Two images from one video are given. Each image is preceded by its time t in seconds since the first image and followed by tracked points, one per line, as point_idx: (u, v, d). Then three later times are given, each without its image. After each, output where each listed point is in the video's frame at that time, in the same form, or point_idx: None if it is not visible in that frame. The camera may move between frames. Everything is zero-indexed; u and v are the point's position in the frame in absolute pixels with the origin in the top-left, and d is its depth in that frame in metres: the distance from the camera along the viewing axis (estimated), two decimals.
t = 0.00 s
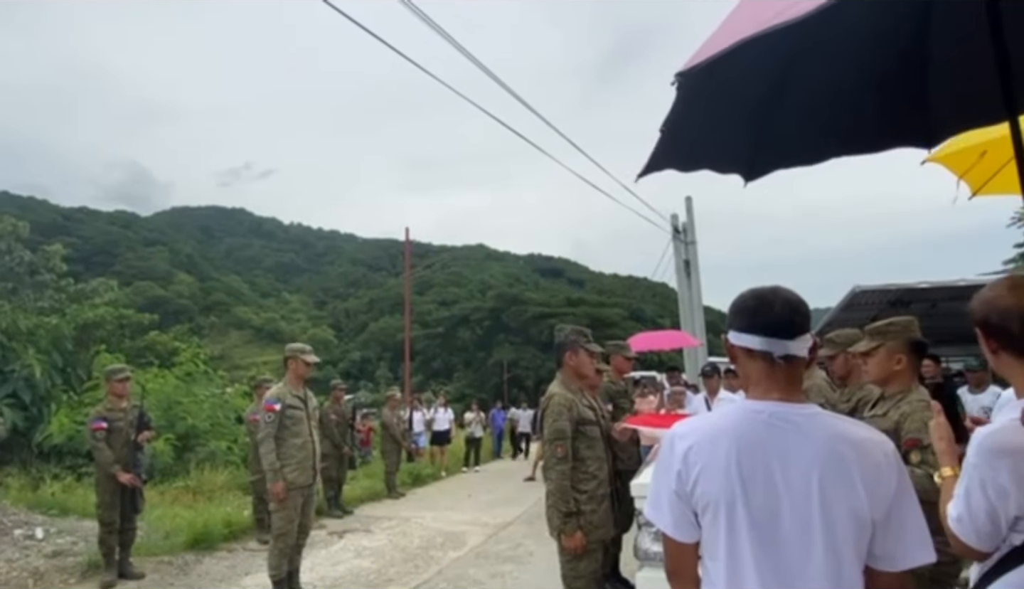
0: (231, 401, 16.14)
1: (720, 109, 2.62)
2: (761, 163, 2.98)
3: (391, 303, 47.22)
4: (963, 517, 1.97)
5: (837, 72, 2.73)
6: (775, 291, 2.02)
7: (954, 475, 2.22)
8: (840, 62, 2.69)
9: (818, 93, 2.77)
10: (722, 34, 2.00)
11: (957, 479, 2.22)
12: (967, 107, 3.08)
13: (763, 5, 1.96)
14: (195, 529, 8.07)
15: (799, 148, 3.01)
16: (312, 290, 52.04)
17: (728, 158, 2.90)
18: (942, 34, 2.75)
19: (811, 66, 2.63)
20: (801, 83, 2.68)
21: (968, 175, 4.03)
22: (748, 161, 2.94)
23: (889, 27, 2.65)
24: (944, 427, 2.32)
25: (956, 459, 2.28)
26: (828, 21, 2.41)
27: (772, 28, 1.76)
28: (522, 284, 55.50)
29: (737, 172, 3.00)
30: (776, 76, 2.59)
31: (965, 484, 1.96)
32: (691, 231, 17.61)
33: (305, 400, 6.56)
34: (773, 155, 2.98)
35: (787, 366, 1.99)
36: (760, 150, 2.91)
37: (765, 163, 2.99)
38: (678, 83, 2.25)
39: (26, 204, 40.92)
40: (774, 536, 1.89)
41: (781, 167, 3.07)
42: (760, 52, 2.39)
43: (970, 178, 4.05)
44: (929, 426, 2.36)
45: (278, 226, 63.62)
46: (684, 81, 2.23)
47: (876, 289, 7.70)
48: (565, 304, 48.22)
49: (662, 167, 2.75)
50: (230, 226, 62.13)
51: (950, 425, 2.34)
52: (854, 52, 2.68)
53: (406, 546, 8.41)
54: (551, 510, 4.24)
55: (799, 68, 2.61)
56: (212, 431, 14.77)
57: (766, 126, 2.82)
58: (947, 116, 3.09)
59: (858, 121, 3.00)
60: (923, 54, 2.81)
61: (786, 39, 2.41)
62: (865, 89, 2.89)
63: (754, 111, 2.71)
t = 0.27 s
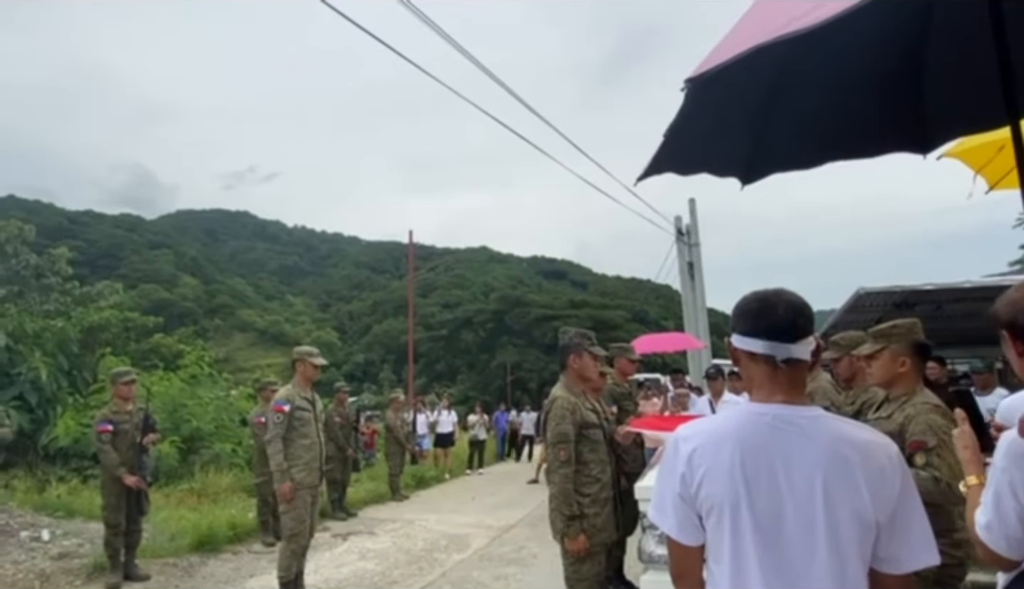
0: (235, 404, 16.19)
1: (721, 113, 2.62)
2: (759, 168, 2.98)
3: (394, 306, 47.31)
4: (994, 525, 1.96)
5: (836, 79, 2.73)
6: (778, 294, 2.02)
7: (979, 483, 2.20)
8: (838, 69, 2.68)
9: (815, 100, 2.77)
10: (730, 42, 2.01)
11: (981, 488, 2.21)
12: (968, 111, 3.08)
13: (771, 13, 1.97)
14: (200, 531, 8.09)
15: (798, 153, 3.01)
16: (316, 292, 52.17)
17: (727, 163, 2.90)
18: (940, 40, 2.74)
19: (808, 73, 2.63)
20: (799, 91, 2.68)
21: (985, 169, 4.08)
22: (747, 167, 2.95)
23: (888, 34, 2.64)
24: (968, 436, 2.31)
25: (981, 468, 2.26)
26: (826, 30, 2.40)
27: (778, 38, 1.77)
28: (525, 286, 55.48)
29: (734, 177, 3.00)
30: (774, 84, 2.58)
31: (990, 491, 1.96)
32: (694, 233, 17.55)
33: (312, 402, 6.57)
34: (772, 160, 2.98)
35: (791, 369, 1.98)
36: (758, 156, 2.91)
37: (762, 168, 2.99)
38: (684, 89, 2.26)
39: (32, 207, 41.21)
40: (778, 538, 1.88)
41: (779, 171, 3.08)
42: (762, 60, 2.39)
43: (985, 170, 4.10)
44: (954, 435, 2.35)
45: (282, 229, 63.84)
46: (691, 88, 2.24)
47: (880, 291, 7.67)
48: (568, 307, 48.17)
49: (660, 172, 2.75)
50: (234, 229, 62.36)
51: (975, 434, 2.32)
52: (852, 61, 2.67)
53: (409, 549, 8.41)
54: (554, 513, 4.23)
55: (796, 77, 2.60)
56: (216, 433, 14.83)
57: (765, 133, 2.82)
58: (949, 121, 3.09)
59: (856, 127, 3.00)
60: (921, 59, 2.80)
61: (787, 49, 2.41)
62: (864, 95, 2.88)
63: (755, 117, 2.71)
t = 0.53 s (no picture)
0: (242, 406, 16.27)
1: (718, 129, 2.62)
2: (763, 176, 3.00)
3: (400, 308, 47.41)
4: (1008, 531, 1.95)
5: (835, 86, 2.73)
6: (784, 296, 2.01)
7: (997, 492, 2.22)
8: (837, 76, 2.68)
9: (815, 107, 2.77)
10: (718, 67, 1.98)
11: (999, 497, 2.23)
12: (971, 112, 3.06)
13: (760, 34, 1.94)
14: (209, 532, 8.13)
15: (801, 160, 3.02)
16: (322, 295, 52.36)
17: (730, 174, 2.90)
18: (940, 40, 2.72)
19: (806, 83, 2.63)
20: (797, 100, 2.68)
21: (998, 167, 4.01)
22: (750, 175, 2.96)
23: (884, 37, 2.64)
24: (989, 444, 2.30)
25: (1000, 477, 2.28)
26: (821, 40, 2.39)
27: (766, 63, 1.74)
28: (531, 288, 55.48)
29: (739, 184, 3.00)
30: (772, 94, 2.59)
31: (1006, 497, 1.95)
32: (701, 234, 17.47)
33: (321, 404, 6.59)
34: (775, 167, 2.99)
35: (797, 372, 1.98)
36: (761, 164, 2.92)
37: (766, 175, 3.00)
38: (676, 114, 2.25)
39: (42, 211, 41.62)
40: (789, 541, 1.87)
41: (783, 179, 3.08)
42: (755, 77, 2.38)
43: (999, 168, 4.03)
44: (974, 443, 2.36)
45: (288, 232, 64.16)
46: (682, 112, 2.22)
47: (889, 293, 7.62)
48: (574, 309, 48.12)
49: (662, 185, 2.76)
50: (241, 232, 62.72)
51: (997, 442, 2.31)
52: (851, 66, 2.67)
53: (416, 551, 8.42)
54: (561, 516, 4.23)
55: (794, 86, 2.61)
56: (224, 435, 14.90)
57: (766, 142, 2.83)
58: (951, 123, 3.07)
59: (859, 131, 2.98)
60: (923, 60, 2.78)
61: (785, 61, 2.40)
62: (867, 98, 2.87)
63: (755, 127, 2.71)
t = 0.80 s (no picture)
0: (254, 408, 16.39)
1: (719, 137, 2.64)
2: (766, 188, 2.99)
3: (409, 310, 47.58)
4: None
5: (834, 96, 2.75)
6: (796, 297, 1.99)
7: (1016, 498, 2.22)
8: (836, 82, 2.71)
9: (815, 115, 2.79)
10: (719, 73, 2.00)
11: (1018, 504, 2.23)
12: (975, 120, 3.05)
13: (757, 41, 1.97)
14: (221, 533, 8.19)
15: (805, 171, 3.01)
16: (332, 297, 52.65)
17: (733, 187, 2.90)
18: (940, 48, 2.74)
19: (805, 89, 2.65)
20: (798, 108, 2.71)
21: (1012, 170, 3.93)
22: (755, 188, 2.96)
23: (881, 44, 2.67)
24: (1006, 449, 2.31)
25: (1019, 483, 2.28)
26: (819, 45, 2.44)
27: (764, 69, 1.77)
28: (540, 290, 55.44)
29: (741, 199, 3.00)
30: (772, 102, 2.63)
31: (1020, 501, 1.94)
32: (711, 235, 17.34)
33: (327, 406, 6.65)
34: (778, 180, 3.00)
35: (809, 373, 1.96)
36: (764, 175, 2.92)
37: (770, 186, 2.99)
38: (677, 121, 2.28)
39: (57, 216, 42.24)
40: (801, 544, 1.86)
41: (789, 192, 3.09)
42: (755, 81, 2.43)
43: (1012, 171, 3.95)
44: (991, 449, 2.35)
45: (298, 235, 64.63)
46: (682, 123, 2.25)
47: (902, 294, 7.56)
48: (583, 310, 48.06)
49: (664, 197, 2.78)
50: (252, 235, 63.23)
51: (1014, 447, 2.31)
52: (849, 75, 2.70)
53: (426, 552, 8.43)
54: (571, 518, 4.23)
55: (794, 93, 2.65)
56: (236, 436, 15.03)
57: (768, 152, 2.84)
58: (957, 132, 3.06)
59: (863, 140, 2.98)
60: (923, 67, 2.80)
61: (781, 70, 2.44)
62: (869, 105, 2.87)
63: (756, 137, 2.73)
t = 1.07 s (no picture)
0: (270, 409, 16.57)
1: (729, 145, 2.65)
2: (778, 195, 2.98)
3: (422, 311, 47.82)
4: None
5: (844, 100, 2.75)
6: (816, 298, 1.97)
7: None
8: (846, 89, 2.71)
9: (825, 122, 2.79)
10: (727, 87, 1.97)
11: None
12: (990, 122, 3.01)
13: (767, 52, 1.94)
14: (238, 533, 8.29)
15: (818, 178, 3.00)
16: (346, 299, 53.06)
17: (744, 194, 2.91)
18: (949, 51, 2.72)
19: (813, 97, 2.66)
20: (807, 114, 2.70)
21: None
22: (767, 196, 2.96)
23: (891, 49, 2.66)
24: None
25: None
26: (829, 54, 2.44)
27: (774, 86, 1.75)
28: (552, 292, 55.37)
29: (753, 206, 3.00)
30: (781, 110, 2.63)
31: None
32: (725, 235, 17.17)
33: (342, 406, 6.70)
34: (790, 187, 2.99)
35: (829, 375, 1.94)
36: (775, 183, 2.92)
37: (782, 194, 2.99)
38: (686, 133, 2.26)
39: (78, 220, 43.09)
40: (821, 548, 1.83)
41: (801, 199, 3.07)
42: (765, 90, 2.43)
43: None
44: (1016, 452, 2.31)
45: (313, 238, 65.25)
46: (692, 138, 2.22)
47: (921, 294, 7.45)
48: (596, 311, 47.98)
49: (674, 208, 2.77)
50: (267, 238, 63.94)
51: None
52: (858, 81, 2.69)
53: (441, 553, 8.45)
54: (586, 519, 4.21)
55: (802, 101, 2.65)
56: (252, 437, 15.19)
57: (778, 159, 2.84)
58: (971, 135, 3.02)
59: (875, 146, 2.96)
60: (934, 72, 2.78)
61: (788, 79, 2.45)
62: (880, 110, 2.86)
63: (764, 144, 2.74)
